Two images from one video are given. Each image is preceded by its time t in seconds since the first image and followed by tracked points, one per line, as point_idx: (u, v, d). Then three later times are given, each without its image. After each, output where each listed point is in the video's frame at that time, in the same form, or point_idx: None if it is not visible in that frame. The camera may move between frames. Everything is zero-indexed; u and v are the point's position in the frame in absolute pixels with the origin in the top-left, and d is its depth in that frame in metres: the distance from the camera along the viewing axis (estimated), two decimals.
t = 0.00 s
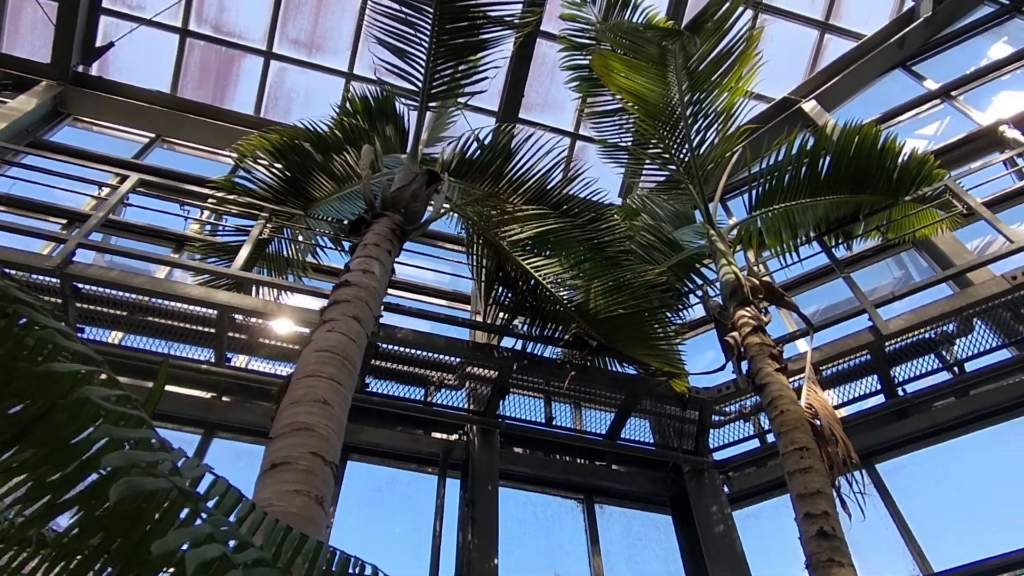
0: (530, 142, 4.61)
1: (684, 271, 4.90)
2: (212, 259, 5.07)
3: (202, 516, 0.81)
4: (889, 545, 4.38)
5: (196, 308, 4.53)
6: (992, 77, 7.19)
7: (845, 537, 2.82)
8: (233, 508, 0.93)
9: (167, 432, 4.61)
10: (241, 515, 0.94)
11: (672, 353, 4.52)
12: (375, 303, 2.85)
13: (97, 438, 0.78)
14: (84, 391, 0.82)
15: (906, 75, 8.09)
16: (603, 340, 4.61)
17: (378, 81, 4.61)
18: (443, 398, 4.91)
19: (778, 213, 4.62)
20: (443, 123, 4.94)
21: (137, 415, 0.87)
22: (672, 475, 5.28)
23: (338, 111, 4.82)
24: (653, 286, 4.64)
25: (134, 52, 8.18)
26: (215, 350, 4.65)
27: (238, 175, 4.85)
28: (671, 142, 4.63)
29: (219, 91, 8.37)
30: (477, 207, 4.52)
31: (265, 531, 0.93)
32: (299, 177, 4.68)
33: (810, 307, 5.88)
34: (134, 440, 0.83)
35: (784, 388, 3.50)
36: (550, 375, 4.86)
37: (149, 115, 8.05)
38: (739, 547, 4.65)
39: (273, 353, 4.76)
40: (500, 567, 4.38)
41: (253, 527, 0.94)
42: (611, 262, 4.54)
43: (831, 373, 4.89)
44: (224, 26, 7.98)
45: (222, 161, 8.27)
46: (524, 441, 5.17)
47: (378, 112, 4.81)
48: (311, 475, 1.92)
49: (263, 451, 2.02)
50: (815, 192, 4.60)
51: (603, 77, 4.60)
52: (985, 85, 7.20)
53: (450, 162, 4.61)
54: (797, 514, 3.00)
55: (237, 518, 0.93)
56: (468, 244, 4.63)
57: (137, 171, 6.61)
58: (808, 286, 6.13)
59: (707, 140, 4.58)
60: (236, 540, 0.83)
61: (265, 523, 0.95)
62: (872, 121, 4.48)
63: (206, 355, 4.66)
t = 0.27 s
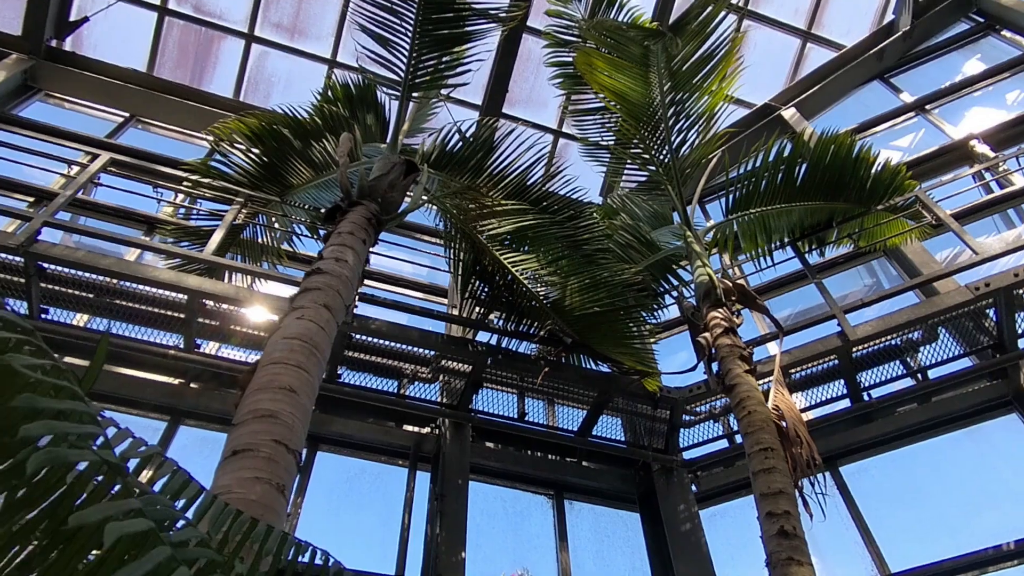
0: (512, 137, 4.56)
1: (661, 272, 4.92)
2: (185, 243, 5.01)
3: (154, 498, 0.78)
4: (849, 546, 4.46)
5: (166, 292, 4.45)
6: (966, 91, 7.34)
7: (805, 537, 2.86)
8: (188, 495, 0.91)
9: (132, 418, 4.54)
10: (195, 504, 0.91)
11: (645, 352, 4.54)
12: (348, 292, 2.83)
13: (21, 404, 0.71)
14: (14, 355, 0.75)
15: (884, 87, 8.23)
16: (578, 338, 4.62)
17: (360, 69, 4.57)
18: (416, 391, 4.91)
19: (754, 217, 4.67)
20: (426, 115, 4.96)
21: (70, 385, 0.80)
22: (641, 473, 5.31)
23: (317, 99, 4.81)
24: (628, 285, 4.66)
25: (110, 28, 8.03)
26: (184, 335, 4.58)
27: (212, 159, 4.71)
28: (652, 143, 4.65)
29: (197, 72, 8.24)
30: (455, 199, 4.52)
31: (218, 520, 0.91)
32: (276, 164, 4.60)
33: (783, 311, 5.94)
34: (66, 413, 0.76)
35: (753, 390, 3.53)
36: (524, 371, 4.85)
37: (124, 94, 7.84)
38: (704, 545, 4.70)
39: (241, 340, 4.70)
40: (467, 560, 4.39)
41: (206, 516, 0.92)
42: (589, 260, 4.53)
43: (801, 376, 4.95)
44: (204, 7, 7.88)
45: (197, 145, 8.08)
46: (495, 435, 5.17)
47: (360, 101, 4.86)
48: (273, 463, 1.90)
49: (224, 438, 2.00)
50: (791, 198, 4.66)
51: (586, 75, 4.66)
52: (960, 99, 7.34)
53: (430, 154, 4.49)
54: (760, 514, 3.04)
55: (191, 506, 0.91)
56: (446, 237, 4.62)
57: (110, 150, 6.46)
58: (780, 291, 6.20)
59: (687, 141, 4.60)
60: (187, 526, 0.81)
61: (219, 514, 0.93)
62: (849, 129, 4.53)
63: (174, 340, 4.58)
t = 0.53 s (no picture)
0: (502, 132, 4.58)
1: (648, 271, 4.93)
2: (171, 231, 4.98)
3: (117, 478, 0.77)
4: (828, 546, 4.50)
5: (150, 280, 4.41)
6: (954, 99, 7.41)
7: (783, 535, 2.88)
8: (156, 479, 0.89)
9: (113, 406, 4.49)
10: (163, 488, 0.90)
11: (630, 350, 4.56)
12: (332, 283, 2.81)
13: None
14: None
15: (874, 93, 8.26)
16: (563, 335, 4.62)
17: (351, 61, 4.52)
18: (400, 384, 4.89)
19: (741, 218, 4.69)
20: (416, 108, 4.96)
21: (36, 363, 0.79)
22: (624, 471, 5.33)
23: (308, 90, 4.80)
24: (615, 283, 4.66)
25: (99, 12, 7.97)
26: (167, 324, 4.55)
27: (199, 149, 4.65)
28: (642, 142, 4.66)
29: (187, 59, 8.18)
30: (443, 193, 4.43)
31: (186, 506, 0.89)
32: (264, 153, 4.54)
33: (768, 313, 5.98)
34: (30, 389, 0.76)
35: (735, 390, 3.55)
36: (509, 366, 4.88)
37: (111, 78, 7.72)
38: (684, 544, 4.73)
39: (224, 330, 4.67)
40: (447, 555, 4.39)
41: (175, 502, 0.90)
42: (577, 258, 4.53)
43: (784, 377, 4.98)
44: None
45: (186, 133, 8.01)
46: (478, 430, 5.18)
47: (350, 93, 4.84)
48: (251, 452, 1.88)
49: (202, 426, 1.98)
50: (779, 201, 4.69)
51: (578, 73, 4.64)
52: (947, 107, 7.40)
53: (419, 147, 4.51)
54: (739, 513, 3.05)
55: (159, 491, 0.89)
56: (433, 231, 4.59)
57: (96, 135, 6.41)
58: (765, 293, 6.23)
59: (678, 140, 4.62)
60: (151, 508, 0.79)
61: (188, 500, 0.91)
62: (837, 134, 4.56)
63: (157, 329, 4.55)
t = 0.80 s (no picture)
0: (496, 129, 4.56)
1: (640, 270, 4.94)
2: (162, 222, 4.96)
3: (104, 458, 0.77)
4: (813, 547, 4.53)
5: (140, 270, 4.39)
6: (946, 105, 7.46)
7: (769, 535, 2.90)
8: (143, 464, 0.89)
9: (101, 397, 4.47)
10: (151, 475, 0.90)
11: (620, 349, 4.58)
12: (323, 276, 2.81)
13: None
14: None
15: (868, 97, 8.30)
16: (554, 333, 4.63)
17: (345, 54, 4.51)
18: (391, 379, 4.89)
19: (733, 220, 4.71)
20: (410, 103, 4.95)
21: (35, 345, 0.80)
22: (612, 469, 5.35)
23: (302, 83, 4.78)
24: (607, 282, 4.68)
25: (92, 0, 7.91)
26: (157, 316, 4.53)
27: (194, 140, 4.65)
28: (636, 141, 4.67)
29: (180, 49, 8.13)
30: (436, 188, 4.42)
31: (174, 490, 0.89)
32: (257, 145, 4.54)
33: (759, 314, 6.01)
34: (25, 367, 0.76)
35: (724, 390, 3.56)
36: (499, 363, 4.88)
37: (104, 67, 7.67)
38: (671, 542, 4.75)
39: (214, 322, 4.63)
40: (435, 551, 4.39)
41: (162, 488, 0.90)
42: (569, 255, 4.54)
43: (774, 378, 5.01)
44: None
45: (179, 123, 7.97)
46: (468, 427, 5.18)
47: (344, 86, 4.84)
48: (239, 444, 1.88)
49: (190, 416, 1.98)
50: (771, 202, 4.71)
51: (573, 71, 4.65)
52: (940, 112, 7.45)
53: (413, 142, 4.47)
54: (726, 512, 3.07)
55: (147, 476, 0.89)
56: (426, 226, 4.58)
57: (88, 124, 6.36)
58: (757, 294, 6.25)
59: (671, 140, 4.63)
60: (139, 490, 0.78)
61: (176, 485, 0.91)
62: (830, 138, 4.58)
63: (146, 320, 4.52)
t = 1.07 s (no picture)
0: (493, 126, 4.55)
1: (636, 269, 4.95)
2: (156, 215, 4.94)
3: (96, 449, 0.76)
4: (805, 546, 4.55)
5: (134, 264, 4.38)
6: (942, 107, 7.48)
7: (761, 534, 2.91)
8: (134, 456, 0.88)
9: (94, 390, 4.45)
10: (142, 466, 0.89)
11: (615, 347, 4.59)
12: (318, 271, 2.80)
13: None
14: None
15: (864, 98, 8.32)
16: (549, 330, 4.64)
17: (342, 49, 4.49)
18: (385, 375, 4.89)
19: (729, 219, 4.71)
20: (407, 98, 4.94)
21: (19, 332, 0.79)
22: (605, 467, 5.36)
23: (298, 77, 4.77)
24: (602, 280, 4.68)
25: None
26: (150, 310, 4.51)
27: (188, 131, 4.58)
28: (632, 140, 4.68)
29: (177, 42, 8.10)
30: (433, 184, 4.40)
31: (166, 482, 0.88)
32: (253, 139, 4.52)
33: (754, 314, 6.02)
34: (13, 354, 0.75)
35: (717, 389, 3.57)
36: (493, 360, 4.88)
37: (99, 59, 7.64)
38: (663, 540, 4.77)
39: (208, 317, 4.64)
40: (427, 547, 4.39)
41: (154, 481, 0.90)
42: (565, 253, 4.54)
43: (768, 378, 5.02)
44: None
45: (174, 116, 7.93)
46: (461, 423, 5.18)
47: (341, 82, 4.80)
48: (232, 438, 1.88)
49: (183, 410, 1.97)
50: (766, 202, 4.72)
51: (570, 68, 4.64)
52: (936, 114, 7.47)
53: (409, 138, 4.45)
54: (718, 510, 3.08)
55: (138, 467, 0.88)
56: (421, 223, 4.57)
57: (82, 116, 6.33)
58: (752, 293, 6.26)
59: (668, 139, 4.64)
60: (129, 481, 0.78)
61: (167, 478, 0.90)
62: (826, 139, 4.59)
63: (140, 313, 4.51)
